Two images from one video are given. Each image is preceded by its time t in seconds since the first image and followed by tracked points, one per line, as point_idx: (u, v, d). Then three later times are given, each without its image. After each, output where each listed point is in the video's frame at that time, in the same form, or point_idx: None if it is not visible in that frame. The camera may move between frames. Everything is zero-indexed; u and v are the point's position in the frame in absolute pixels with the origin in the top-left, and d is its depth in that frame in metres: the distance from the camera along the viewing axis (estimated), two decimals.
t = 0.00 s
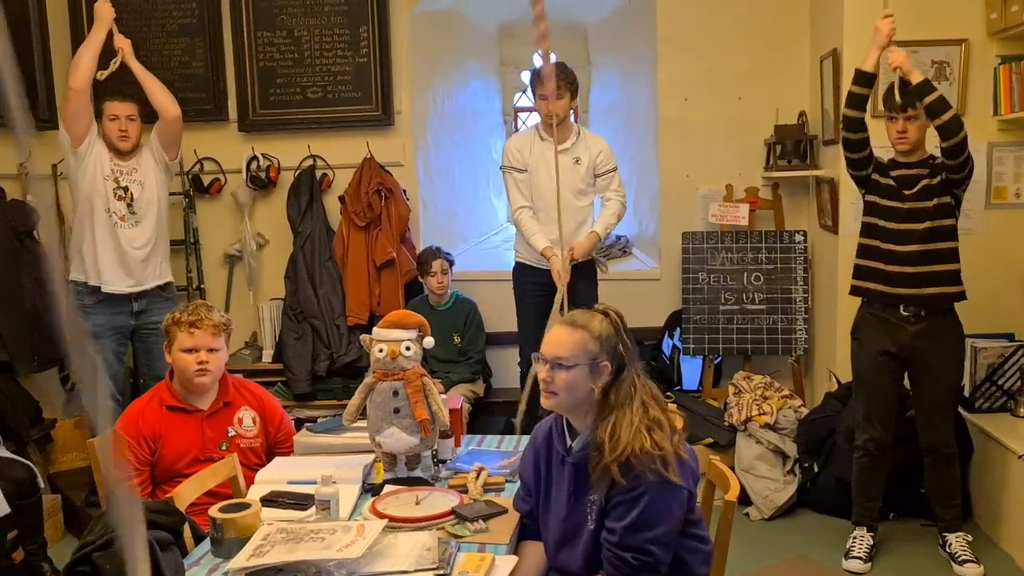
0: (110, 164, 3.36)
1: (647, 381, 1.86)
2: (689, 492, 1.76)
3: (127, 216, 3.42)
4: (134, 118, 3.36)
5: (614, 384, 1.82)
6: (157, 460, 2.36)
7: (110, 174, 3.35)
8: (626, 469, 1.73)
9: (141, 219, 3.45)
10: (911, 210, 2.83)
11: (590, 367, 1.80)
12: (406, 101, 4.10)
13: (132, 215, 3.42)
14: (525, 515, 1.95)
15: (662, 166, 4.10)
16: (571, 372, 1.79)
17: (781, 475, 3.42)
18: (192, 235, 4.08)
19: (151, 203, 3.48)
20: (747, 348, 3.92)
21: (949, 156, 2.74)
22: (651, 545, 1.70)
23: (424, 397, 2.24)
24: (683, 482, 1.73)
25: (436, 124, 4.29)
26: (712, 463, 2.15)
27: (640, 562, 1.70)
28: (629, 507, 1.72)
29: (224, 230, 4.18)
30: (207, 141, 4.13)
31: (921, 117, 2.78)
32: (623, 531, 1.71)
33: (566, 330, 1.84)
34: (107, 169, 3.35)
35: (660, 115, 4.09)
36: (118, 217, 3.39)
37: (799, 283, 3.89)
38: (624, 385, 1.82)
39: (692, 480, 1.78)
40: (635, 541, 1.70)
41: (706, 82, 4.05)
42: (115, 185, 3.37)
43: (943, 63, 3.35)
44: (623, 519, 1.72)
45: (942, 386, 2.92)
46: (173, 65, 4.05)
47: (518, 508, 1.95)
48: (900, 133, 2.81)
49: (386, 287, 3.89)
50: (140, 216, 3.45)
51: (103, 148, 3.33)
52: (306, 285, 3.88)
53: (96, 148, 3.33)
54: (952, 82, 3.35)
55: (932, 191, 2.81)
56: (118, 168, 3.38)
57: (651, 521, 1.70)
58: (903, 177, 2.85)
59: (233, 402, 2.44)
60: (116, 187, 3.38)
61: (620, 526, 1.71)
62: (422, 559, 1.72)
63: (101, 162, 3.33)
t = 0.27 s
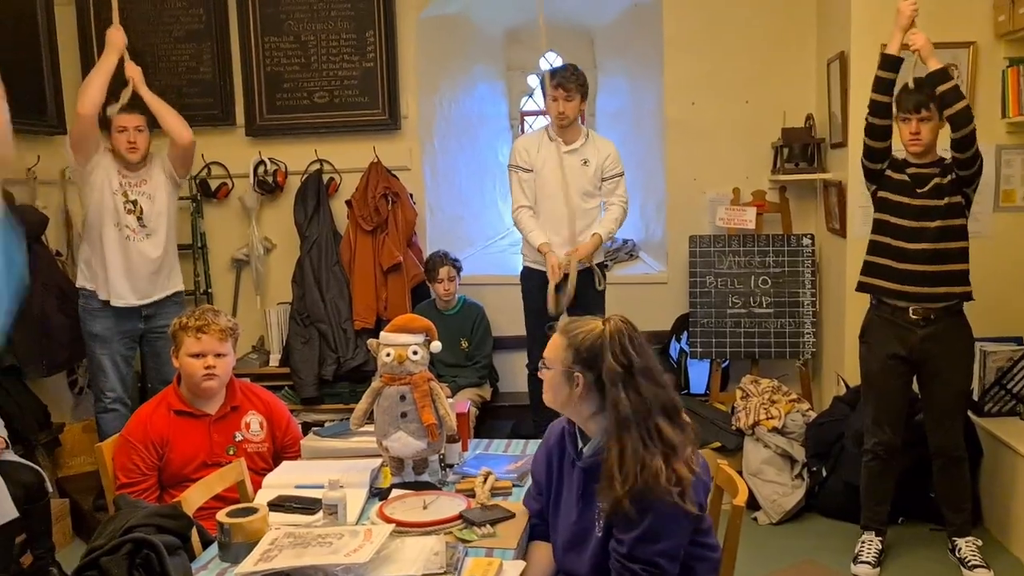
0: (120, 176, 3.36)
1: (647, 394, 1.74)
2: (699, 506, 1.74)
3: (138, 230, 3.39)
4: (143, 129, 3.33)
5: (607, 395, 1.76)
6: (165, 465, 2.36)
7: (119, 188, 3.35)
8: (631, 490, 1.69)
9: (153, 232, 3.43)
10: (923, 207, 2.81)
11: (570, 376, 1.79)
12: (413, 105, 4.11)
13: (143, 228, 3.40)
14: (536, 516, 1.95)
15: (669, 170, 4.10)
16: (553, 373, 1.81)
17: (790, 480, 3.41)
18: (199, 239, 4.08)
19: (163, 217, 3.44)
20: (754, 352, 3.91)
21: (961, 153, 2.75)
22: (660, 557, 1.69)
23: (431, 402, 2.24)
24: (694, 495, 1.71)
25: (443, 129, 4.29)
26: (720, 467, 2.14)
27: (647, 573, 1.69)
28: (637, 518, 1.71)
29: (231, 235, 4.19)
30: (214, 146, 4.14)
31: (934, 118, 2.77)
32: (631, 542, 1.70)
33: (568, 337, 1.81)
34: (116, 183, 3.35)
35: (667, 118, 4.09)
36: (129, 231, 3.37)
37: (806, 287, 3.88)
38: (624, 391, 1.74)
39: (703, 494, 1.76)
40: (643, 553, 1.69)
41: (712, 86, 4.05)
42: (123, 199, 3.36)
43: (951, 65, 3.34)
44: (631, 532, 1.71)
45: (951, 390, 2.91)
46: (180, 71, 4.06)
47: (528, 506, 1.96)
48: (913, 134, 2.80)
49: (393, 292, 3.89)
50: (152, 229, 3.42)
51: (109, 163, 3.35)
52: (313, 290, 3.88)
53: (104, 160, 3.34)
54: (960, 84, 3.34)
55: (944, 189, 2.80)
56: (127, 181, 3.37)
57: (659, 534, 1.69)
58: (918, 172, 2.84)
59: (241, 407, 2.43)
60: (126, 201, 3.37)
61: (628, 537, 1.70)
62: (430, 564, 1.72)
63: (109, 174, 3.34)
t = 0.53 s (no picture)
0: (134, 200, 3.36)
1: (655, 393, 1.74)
2: (715, 511, 1.74)
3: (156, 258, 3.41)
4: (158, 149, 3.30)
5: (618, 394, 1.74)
6: (181, 467, 2.38)
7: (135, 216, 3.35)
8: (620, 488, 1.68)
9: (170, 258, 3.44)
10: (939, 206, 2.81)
11: (587, 376, 1.78)
12: (427, 109, 4.12)
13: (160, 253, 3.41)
14: (551, 517, 1.97)
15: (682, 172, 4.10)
16: (569, 378, 1.80)
17: (805, 483, 3.39)
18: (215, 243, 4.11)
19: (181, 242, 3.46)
20: (768, 355, 3.90)
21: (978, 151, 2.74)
22: (675, 562, 1.70)
23: (445, 405, 2.24)
24: (714, 501, 1.73)
25: (457, 134, 4.30)
26: (735, 471, 2.13)
27: None
28: (652, 523, 1.71)
29: (246, 238, 4.21)
30: (230, 150, 4.16)
31: (954, 119, 2.77)
32: (646, 547, 1.71)
33: (576, 341, 1.81)
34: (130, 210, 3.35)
35: (681, 122, 4.08)
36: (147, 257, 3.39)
37: (821, 291, 3.87)
38: (634, 386, 1.73)
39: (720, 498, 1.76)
40: (658, 558, 1.70)
41: (726, 89, 4.04)
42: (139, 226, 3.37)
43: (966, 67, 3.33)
44: (646, 536, 1.72)
45: (968, 393, 2.89)
46: (196, 76, 4.09)
47: (544, 508, 1.98)
48: (931, 134, 2.79)
49: (407, 295, 3.91)
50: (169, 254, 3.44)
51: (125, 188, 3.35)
52: (327, 293, 3.90)
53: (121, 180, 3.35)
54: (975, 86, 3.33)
55: (961, 190, 2.79)
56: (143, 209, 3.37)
57: (674, 539, 1.70)
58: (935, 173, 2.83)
59: (256, 410, 2.44)
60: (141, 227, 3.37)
61: (643, 541, 1.71)
62: (444, 567, 1.72)
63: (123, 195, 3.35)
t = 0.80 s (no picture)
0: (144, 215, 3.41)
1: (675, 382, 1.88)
2: (728, 515, 1.73)
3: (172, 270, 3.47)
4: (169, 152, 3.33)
5: (653, 390, 1.83)
6: (191, 474, 2.37)
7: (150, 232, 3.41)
8: (672, 482, 1.72)
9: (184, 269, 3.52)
10: (952, 212, 2.78)
11: (636, 380, 1.82)
12: (437, 116, 4.12)
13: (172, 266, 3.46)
14: (559, 529, 1.94)
15: (693, 178, 4.09)
16: (621, 389, 1.79)
17: (817, 492, 3.36)
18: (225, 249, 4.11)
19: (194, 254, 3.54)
20: (780, 362, 3.88)
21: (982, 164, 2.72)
22: (688, 567, 1.70)
23: (456, 412, 2.24)
24: (722, 505, 1.71)
25: (467, 141, 4.29)
26: (748, 480, 2.11)
27: None
28: (665, 528, 1.71)
29: (256, 245, 4.21)
30: (241, 157, 4.17)
31: (964, 127, 2.75)
32: (660, 553, 1.71)
33: (601, 346, 1.84)
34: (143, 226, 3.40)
35: (692, 128, 4.07)
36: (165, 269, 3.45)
37: (833, 298, 3.85)
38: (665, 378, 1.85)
39: (731, 502, 1.75)
40: (674, 563, 1.70)
41: (737, 96, 4.03)
42: (153, 241, 3.42)
43: (979, 73, 3.31)
44: (659, 542, 1.72)
45: (983, 401, 2.87)
46: (206, 83, 4.10)
47: (552, 521, 1.94)
48: (943, 142, 2.77)
49: (417, 302, 3.89)
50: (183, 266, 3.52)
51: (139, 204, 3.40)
52: (337, 300, 3.89)
53: (132, 199, 3.40)
54: (989, 92, 3.31)
55: (973, 198, 2.76)
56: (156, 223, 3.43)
57: (688, 544, 1.70)
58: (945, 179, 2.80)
59: (266, 417, 2.44)
60: (155, 242, 3.43)
61: (657, 547, 1.71)
62: None
63: (133, 207, 3.40)
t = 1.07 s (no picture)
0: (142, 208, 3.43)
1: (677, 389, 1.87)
2: (728, 519, 1.73)
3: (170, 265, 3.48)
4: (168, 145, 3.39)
5: (653, 396, 1.82)
6: (192, 479, 2.37)
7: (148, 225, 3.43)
8: (674, 486, 1.72)
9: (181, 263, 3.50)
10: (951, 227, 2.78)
11: (635, 385, 1.81)
12: (439, 120, 4.12)
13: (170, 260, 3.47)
14: (560, 535, 1.93)
15: (695, 182, 4.09)
16: (621, 393, 1.79)
17: (820, 498, 3.36)
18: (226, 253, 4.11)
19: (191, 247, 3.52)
20: (783, 368, 3.87)
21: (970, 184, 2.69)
22: (688, 571, 1.69)
23: (457, 417, 2.23)
24: (722, 510, 1.71)
25: (469, 145, 4.29)
26: (750, 485, 2.10)
27: None
28: (666, 532, 1.71)
29: (258, 249, 4.21)
30: (243, 161, 4.17)
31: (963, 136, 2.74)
32: (660, 557, 1.71)
33: (601, 349, 1.83)
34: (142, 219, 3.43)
35: (694, 133, 4.07)
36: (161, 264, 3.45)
37: (835, 303, 3.84)
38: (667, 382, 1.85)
39: (731, 506, 1.75)
40: (674, 568, 1.70)
41: (739, 101, 4.03)
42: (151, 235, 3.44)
43: (981, 78, 3.31)
44: (660, 546, 1.71)
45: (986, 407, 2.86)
46: (209, 87, 4.10)
47: (553, 527, 1.93)
48: (943, 151, 2.76)
49: (419, 307, 3.89)
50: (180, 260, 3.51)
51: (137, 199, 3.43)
52: (338, 304, 3.89)
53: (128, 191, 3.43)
54: (991, 97, 3.31)
55: (973, 213, 2.75)
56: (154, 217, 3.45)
57: (688, 548, 1.69)
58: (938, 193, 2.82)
59: (267, 421, 2.44)
60: (153, 235, 3.45)
61: (657, 552, 1.71)
62: None
63: (131, 198, 3.43)
